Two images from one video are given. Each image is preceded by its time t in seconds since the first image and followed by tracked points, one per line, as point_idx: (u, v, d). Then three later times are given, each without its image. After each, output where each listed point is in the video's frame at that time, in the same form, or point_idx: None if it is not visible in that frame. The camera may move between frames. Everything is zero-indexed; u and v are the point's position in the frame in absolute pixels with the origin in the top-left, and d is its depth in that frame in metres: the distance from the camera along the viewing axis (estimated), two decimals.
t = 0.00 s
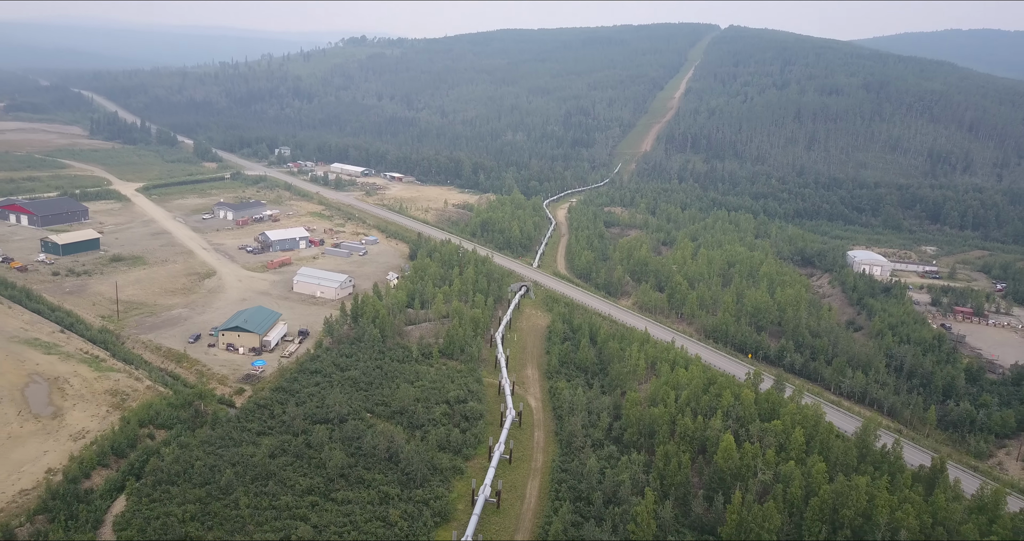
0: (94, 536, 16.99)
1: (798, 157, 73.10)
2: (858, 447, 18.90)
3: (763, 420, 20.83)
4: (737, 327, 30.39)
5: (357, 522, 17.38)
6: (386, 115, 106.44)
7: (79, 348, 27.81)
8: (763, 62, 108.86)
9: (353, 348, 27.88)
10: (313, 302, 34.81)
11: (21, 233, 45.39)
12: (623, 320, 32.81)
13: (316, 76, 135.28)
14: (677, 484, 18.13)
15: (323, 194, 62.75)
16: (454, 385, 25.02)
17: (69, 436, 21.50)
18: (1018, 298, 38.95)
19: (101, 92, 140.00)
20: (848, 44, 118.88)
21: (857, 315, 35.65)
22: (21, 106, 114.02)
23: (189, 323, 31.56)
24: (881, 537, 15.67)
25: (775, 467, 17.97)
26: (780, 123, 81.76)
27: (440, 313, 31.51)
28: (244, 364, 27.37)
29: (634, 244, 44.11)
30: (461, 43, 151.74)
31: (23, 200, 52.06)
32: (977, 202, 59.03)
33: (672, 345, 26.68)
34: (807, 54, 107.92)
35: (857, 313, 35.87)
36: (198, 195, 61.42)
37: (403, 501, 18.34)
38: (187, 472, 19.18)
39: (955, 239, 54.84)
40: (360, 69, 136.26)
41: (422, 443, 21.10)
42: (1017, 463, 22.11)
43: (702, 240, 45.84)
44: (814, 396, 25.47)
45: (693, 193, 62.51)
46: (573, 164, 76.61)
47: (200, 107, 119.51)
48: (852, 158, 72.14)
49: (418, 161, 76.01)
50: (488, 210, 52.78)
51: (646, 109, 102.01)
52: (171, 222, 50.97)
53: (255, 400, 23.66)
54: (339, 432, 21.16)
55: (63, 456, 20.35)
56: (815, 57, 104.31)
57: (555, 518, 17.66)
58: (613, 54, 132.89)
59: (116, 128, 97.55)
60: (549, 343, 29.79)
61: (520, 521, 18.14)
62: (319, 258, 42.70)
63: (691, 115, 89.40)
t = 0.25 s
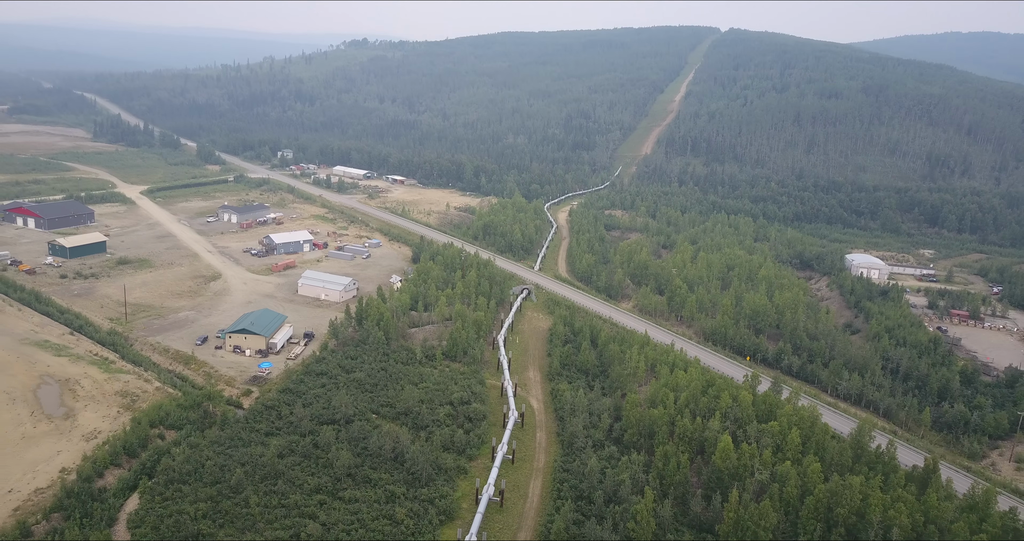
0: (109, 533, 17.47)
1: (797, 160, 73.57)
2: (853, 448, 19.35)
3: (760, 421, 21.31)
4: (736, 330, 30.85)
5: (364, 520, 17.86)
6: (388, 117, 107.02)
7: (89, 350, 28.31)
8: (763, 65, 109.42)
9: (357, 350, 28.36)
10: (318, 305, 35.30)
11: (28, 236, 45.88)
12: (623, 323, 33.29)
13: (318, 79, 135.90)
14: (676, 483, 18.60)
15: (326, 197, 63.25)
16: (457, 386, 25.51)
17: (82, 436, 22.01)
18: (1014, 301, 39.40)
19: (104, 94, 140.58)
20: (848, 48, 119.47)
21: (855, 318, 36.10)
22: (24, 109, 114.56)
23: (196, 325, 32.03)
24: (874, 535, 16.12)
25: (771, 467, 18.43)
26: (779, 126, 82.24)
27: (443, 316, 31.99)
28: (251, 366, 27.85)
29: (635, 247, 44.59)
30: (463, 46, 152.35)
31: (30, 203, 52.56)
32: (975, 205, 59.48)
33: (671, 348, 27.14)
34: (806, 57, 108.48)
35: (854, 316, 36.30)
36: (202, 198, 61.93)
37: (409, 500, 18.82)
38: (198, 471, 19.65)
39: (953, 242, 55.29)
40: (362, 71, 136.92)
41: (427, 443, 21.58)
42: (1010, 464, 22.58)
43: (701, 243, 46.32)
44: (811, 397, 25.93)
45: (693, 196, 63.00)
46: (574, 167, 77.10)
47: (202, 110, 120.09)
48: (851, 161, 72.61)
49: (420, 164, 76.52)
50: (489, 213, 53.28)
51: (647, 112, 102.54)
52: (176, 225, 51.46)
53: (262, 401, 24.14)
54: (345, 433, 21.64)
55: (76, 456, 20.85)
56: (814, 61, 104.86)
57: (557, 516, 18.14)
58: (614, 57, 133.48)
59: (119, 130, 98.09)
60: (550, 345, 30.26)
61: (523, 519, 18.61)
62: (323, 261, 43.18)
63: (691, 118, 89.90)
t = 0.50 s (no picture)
0: (124, 531, 17.96)
1: (797, 164, 74.06)
2: (849, 449, 19.80)
3: (758, 423, 21.76)
4: (735, 333, 31.31)
5: (371, 518, 18.34)
6: (390, 121, 107.65)
7: (98, 353, 28.80)
8: (763, 69, 110.03)
9: (362, 353, 28.84)
10: (323, 308, 35.77)
11: (36, 240, 46.41)
12: (624, 326, 33.76)
13: (320, 82, 136.63)
14: (676, 483, 19.06)
15: (329, 201, 63.79)
16: (461, 388, 25.98)
17: (94, 437, 22.50)
18: (1010, 305, 39.83)
19: (107, 97, 141.31)
20: (847, 52, 120.05)
21: (853, 321, 36.54)
22: (28, 112, 115.21)
23: (203, 328, 32.50)
24: (868, 534, 16.56)
25: (768, 468, 18.89)
26: (779, 130, 82.77)
27: (446, 319, 32.46)
28: (258, 368, 28.33)
29: (635, 251, 45.09)
30: (464, 49, 153.08)
31: (37, 207, 53.13)
32: (973, 209, 59.93)
33: (671, 351, 27.61)
34: (806, 61, 109.07)
35: (852, 320, 36.74)
36: (206, 201, 62.49)
37: (415, 499, 19.29)
38: (209, 471, 20.13)
39: (951, 246, 55.73)
40: (364, 75, 137.60)
41: (432, 444, 22.04)
42: (1003, 465, 23.02)
43: (701, 247, 46.82)
44: (808, 400, 26.38)
45: (693, 200, 63.52)
46: (575, 171, 77.66)
47: (205, 113, 120.76)
48: (850, 165, 73.08)
49: (422, 168, 77.08)
50: (492, 217, 53.78)
51: (647, 116, 103.12)
52: (181, 229, 52.00)
53: (270, 403, 24.61)
54: (352, 434, 22.12)
55: (89, 456, 21.36)
56: (814, 65, 105.46)
57: (559, 516, 18.61)
58: (614, 61, 134.13)
59: (123, 134, 98.74)
60: (552, 348, 30.73)
61: (526, 518, 19.08)
62: (327, 265, 43.68)
63: (692, 122, 90.47)
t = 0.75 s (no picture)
0: (138, 529, 18.45)
1: (797, 168, 74.57)
2: (845, 450, 20.26)
3: (756, 424, 22.23)
4: (735, 337, 31.79)
5: (379, 517, 18.81)
6: (392, 125, 108.29)
7: (109, 356, 29.33)
8: (763, 74, 110.58)
9: (368, 356, 29.32)
10: (328, 312, 36.28)
11: (44, 244, 47.00)
12: (625, 329, 34.25)
13: (323, 87, 137.39)
14: (676, 484, 19.52)
15: (333, 205, 64.35)
16: (465, 391, 26.46)
17: (107, 438, 23.03)
18: (1007, 309, 40.27)
19: (111, 101, 142.11)
20: (847, 57, 120.66)
21: (851, 325, 36.99)
22: (33, 116, 115.96)
23: (211, 332, 33.02)
24: (863, 533, 17.00)
25: (766, 469, 19.34)
26: (779, 135, 83.31)
27: (450, 323, 32.95)
28: (265, 371, 28.84)
29: (636, 256, 45.58)
30: (466, 54, 153.82)
31: (44, 211, 53.75)
32: (972, 214, 60.37)
33: (671, 354, 28.09)
34: (806, 66, 109.66)
35: (850, 323, 37.19)
36: (211, 206, 63.07)
37: (421, 499, 19.77)
38: (220, 471, 20.62)
39: (949, 250, 56.19)
40: (366, 79, 138.35)
41: (437, 446, 22.52)
42: (997, 466, 23.47)
43: (701, 251, 47.30)
44: (806, 402, 26.85)
45: (694, 204, 64.03)
46: (576, 175, 78.20)
47: (208, 117, 121.49)
48: (850, 170, 73.59)
49: (425, 173, 77.67)
50: (494, 221, 54.31)
51: (648, 120, 103.70)
52: (186, 233, 52.58)
53: (278, 404, 25.10)
54: (359, 435, 22.59)
55: (102, 457, 21.90)
56: (814, 70, 106.00)
57: (562, 515, 19.09)
58: (616, 65, 134.76)
59: (127, 138, 99.44)
60: (554, 351, 31.23)
61: (530, 517, 19.56)
62: (332, 269, 44.20)
63: (692, 126, 91.02)
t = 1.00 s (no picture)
0: (149, 527, 18.86)
1: (796, 172, 75.00)
2: (842, 451, 20.66)
3: (755, 425, 22.65)
4: (734, 340, 32.23)
5: (385, 516, 19.21)
6: (394, 129, 108.78)
7: (117, 358, 29.77)
8: (763, 77, 111.11)
9: (372, 358, 29.76)
10: (332, 315, 36.73)
11: (50, 247, 47.49)
12: (625, 332, 34.66)
13: (324, 90, 137.98)
14: (675, 483, 19.94)
15: (336, 209, 64.81)
16: (468, 392, 26.89)
17: (117, 439, 23.48)
18: (1004, 312, 40.66)
19: (114, 104, 142.65)
20: (847, 60, 121.15)
21: (849, 327, 37.38)
22: (36, 119, 116.44)
23: (217, 334, 33.45)
24: (858, 531, 17.38)
25: (764, 468, 19.74)
26: (779, 138, 83.79)
27: (453, 325, 33.39)
28: (271, 373, 29.29)
29: (636, 259, 46.03)
30: (467, 57, 154.37)
31: (49, 214, 54.26)
32: (970, 217, 60.77)
33: (671, 356, 28.50)
34: (806, 69, 110.13)
35: (849, 326, 37.57)
36: (215, 209, 63.54)
37: (426, 498, 20.19)
38: (229, 471, 21.04)
39: (947, 253, 56.59)
40: (368, 83, 138.89)
41: (441, 446, 22.93)
42: (992, 467, 23.86)
43: (701, 255, 47.73)
44: (804, 404, 27.27)
45: (693, 208, 64.48)
46: (577, 179, 78.66)
47: (210, 121, 122.05)
48: (849, 173, 73.99)
49: (426, 176, 78.16)
50: (495, 224, 54.73)
51: (648, 123, 104.18)
52: (191, 236, 53.03)
53: (285, 406, 25.52)
54: (365, 436, 23.00)
55: (113, 457, 22.35)
56: (813, 73, 106.53)
57: (564, 514, 19.51)
58: (616, 69, 135.32)
59: (130, 142, 100.01)
60: (556, 353, 31.64)
61: (532, 516, 19.97)
62: (335, 272, 44.65)
63: (692, 130, 91.52)
